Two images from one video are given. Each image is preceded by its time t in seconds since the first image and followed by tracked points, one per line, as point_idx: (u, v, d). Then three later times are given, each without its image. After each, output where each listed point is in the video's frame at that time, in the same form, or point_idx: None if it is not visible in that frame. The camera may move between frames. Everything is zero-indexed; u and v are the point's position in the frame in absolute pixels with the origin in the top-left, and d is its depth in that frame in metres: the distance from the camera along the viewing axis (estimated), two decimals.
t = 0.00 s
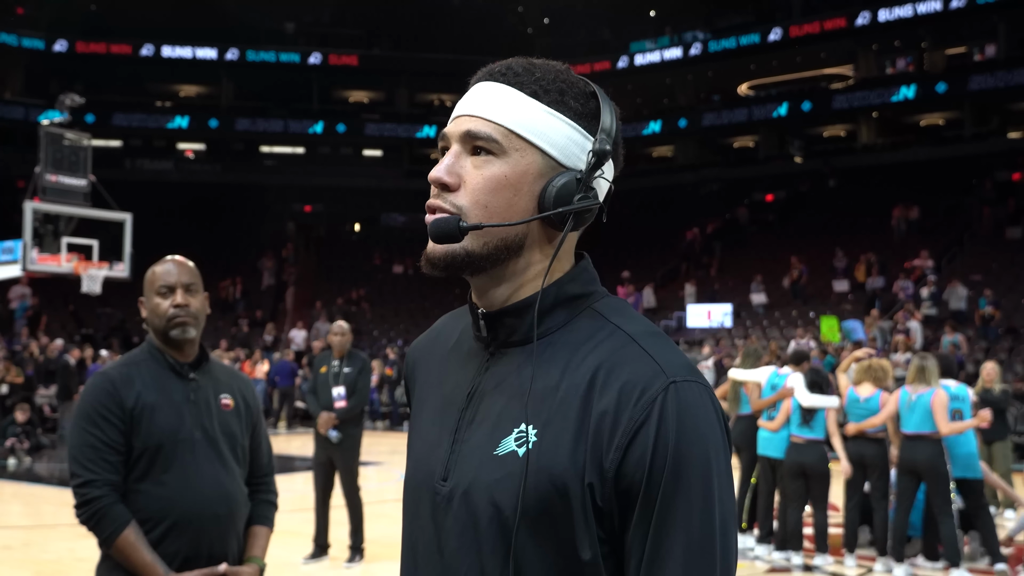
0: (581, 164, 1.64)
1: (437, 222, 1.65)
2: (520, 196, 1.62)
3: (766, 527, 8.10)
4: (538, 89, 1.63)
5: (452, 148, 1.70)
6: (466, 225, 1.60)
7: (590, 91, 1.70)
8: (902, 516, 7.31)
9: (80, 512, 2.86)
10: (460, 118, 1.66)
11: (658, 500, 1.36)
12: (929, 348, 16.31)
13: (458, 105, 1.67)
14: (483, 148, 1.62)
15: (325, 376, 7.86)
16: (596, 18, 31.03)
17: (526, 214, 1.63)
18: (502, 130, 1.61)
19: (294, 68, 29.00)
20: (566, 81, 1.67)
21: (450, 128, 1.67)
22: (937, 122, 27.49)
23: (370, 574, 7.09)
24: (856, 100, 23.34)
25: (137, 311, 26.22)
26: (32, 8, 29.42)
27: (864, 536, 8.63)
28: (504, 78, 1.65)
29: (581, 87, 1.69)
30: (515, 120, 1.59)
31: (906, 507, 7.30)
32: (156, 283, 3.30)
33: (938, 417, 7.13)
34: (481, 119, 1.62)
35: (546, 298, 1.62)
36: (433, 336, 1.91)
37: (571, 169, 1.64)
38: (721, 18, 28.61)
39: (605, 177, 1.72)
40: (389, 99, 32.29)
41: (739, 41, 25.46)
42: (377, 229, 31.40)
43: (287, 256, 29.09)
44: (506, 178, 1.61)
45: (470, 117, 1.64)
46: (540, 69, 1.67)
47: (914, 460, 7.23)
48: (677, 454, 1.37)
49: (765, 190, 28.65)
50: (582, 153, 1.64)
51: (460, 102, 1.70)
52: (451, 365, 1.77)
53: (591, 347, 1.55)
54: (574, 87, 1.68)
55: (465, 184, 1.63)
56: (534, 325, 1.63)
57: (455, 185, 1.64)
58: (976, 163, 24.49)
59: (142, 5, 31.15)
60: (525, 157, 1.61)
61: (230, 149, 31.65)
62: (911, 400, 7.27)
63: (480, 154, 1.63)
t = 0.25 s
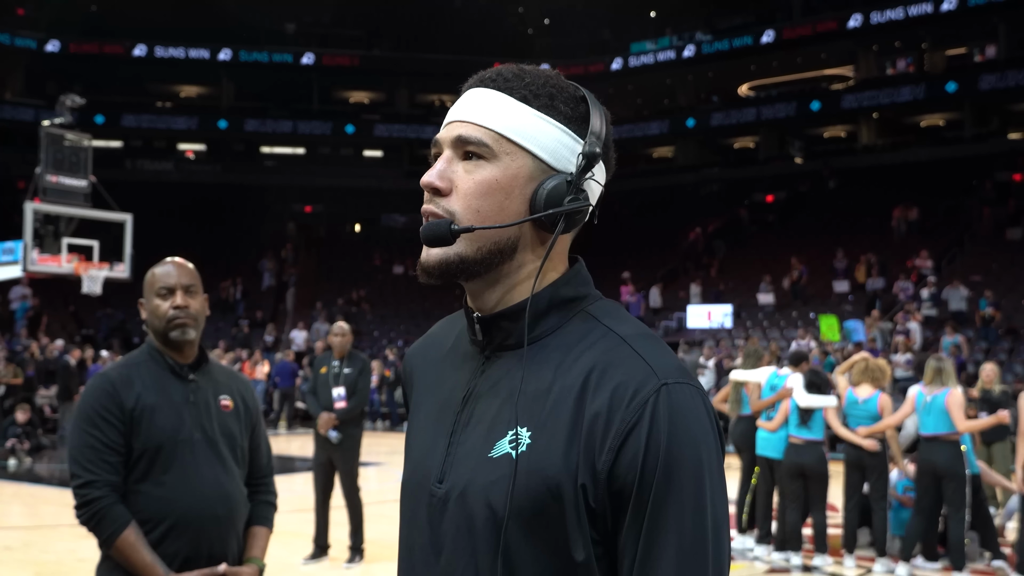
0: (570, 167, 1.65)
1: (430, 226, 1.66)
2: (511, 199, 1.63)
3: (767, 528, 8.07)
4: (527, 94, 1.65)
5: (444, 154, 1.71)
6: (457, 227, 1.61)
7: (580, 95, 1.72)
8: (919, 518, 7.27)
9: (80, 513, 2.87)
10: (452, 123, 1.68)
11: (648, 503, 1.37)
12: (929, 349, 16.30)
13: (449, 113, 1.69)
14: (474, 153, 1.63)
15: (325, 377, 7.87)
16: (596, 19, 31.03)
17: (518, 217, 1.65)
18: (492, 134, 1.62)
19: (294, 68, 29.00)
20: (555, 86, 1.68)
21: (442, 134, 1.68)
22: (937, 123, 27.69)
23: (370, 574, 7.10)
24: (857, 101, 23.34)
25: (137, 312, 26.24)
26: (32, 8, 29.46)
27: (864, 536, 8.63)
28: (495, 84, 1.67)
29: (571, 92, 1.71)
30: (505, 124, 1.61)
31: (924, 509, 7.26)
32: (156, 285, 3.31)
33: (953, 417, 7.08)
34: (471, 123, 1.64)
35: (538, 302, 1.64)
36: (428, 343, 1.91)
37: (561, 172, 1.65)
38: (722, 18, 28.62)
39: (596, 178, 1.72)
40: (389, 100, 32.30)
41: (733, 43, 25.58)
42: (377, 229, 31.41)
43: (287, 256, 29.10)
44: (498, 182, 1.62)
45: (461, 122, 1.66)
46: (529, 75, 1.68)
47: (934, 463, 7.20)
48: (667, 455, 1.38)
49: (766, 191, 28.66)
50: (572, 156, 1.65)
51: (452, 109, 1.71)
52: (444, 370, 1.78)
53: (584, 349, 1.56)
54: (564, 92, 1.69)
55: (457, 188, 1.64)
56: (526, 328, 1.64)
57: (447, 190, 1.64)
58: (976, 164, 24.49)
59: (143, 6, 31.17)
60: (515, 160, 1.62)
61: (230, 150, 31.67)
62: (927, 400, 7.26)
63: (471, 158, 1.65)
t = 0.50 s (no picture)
0: (567, 170, 1.67)
1: (429, 229, 1.67)
2: (511, 203, 1.64)
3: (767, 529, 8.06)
4: (524, 98, 1.66)
5: (441, 159, 1.72)
6: (459, 231, 1.62)
7: (575, 99, 1.73)
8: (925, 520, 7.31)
9: (81, 514, 2.88)
10: (450, 128, 1.69)
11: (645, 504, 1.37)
12: (929, 349, 16.30)
13: (446, 118, 1.70)
14: (473, 157, 1.64)
15: (325, 377, 7.88)
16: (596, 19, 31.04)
17: (517, 219, 1.65)
18: (491, 138, 1.63)
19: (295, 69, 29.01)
20: (551, 90, 1.69)
21: (439, 139, 1.69)
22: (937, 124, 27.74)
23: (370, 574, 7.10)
24: (857, 101, 23.34)
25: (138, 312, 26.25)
26: (33, 9, 29.49)
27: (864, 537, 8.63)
28: (492, 89, 1.68)
29: (567, 96, 1.72)
30: (503, 128, 1.62)
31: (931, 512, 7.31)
32: (156, 286, 3.32)
33: (963, 416, 7.06)
34: (470, 128, 1.65)
35: (535, 303, 1.65)
36: (425, 345, 1.91)
37: (559, 175, 1.67)
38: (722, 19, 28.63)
39: (593, 180, 1.73)
40: (389, 100, 32.31)
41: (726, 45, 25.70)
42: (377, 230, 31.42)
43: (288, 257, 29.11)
44: (496, 186, 1.64)
45: (459, 127, 1.67)
46: (526, 79, 1.69)
47: (937, 464, 7.24)
48: (666, 456, 1.38)
49: (766, 192, 28.68)
50: (569, 158, 1.66)
51: (449, 114, 1.72)
52: (442, 372, 1.78)
53: (583, 349, 1.56)
54: (560, 96, 1.71)
55: (455, 192, 1.65)
56: (524, 330, 1.65)
57: (446, 193, 1.65)
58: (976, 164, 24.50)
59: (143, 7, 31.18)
60: (513, 164, 1.63)
61: (231, 151, 31.67)
62: (935, 400, 7.26)
63: (469, 162, 1.66)
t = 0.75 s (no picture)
0: (556, 172, 1.68)
1: (422, 232, 1.69)
2: (501, 205, 1.66)
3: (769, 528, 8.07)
4: (513, 102, 1.67)
5: (433, 162, 1.74)
6: (451, 234, 1.64)
7: (563, 103, 1.74)
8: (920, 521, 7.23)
9: (82, 514, 2.89)
10: (441, 133, 1.70)
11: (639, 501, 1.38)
12: (929, 350, 16.33)
13: (438, 121, 1.71)
14: (463, 159, 1.66)
15: (325, 377, 7.89)
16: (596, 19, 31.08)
17: (507, 222, 1.67)
18: (481, 141, 1.64)
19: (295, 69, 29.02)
20: (540, 94, 1.71)
21: (430, 143, 1.70)
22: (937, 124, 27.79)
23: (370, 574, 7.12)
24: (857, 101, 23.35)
25: (138, 313, 26.28)
26: (33, 9, 29.55)
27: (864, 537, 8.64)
28: (480, 93, 1.69)
29: (555, 99, 1.73)
30: (493, 133, 1.63)
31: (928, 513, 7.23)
32: (159, 287, 3.33)
33: (965, 416, 7.09)
34: (460, 132, 1.66)
35: (528, 303, 1.66)
36: (420, 346, 1.92)
37: (549, 177, 1.68)
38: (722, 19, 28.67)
39: (581, 183, 1.74)
40: (390, 100, 32.33)
41: (718, 46, 25.84)
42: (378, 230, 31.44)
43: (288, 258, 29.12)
44: (487, 189, 1.65)
45: (450, 132, 1.68)
46: (514, 83, 1.70)
47: (938, 463, 7.22)
48: (661, 450, 1.39)
49: (766, 192, 28.69)
50: (558, 160, 1.68)
51: (439, 118, 1.73)
52: (437, 372, 1.79)
53: (578, 347, 1.57)
54: (549, 100, 1.72)
55: (446, 195, 1.67)
56: (518, 330, 1.66)
57: (437, 197, 1.67)
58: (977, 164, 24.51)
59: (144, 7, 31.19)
60: (503, 167, 1.65)
61: (231, 151, 31.70)
62: (937, 400, 7.29)
63: (459, 165, 1.67)
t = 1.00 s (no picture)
0: (549, 173, 1.70)
1: (416, 234, 1.69)
2: (496, 206, 1.68)
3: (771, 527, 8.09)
4: (505, 105, 1.69)
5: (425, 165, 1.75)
6: (447, 234, 1.65)
7: (553, 106, 1.76)
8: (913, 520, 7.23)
9: (84, 513, 2.90)
10: (433, 136, 1.71)
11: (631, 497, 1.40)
12: (928, 350, 16.34)
13: (430, 124, 1.73)
14: (457, 162, 1.67)
15: (325, 377, 7.90)
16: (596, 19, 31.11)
17: (502, 222, 1.69)
18: (474, 143, 1.66)
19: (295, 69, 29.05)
20: (531, 97, 1.73)
21: (423, 146, 1.72)
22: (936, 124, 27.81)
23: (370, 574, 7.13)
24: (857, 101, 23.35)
25: (138, 313, 26.29)
26: (33, 10, 29.58)
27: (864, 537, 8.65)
28: (473, 96, 1.71)
29: (545, 102, 1.75)
30: (487, 134, 1.65)
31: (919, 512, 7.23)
32: (162, 286, 3.33)
33: (958, 415, 7.05)
34: (453, 135, 1.68)
35: (522, 302, 1.67)
36: (414, 346, 1.93)
37: (541, 178, 1.70)
38: (722, 19, 28.69)
39: (572, 182, 1.77)
40: (390, 101, 32.35)
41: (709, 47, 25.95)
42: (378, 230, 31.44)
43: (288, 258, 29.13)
44: (481, 190, 1.67)
45: (442, 134, 1.70)
46: (505, 86, 1.72)
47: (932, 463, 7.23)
48: (653, 445, 1.41)
49: (766, 192, 28.70)
50: (549, 161, 1.70)
51: (431, 121, 1.75)
52: (432, 371, 1.80)
53: (571, 345, 1.59)
54: (539, 102, 1.74)
55: (441, 197, 1.68)
56: (512, 329, 1.68)
57: (433, 199, 1.68)
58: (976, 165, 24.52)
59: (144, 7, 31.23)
60: (497, 168, 1.67)
61: (231, 151, 31.72)
62: (930, 401, 7.28)
63: (454, 167, 1.68)
